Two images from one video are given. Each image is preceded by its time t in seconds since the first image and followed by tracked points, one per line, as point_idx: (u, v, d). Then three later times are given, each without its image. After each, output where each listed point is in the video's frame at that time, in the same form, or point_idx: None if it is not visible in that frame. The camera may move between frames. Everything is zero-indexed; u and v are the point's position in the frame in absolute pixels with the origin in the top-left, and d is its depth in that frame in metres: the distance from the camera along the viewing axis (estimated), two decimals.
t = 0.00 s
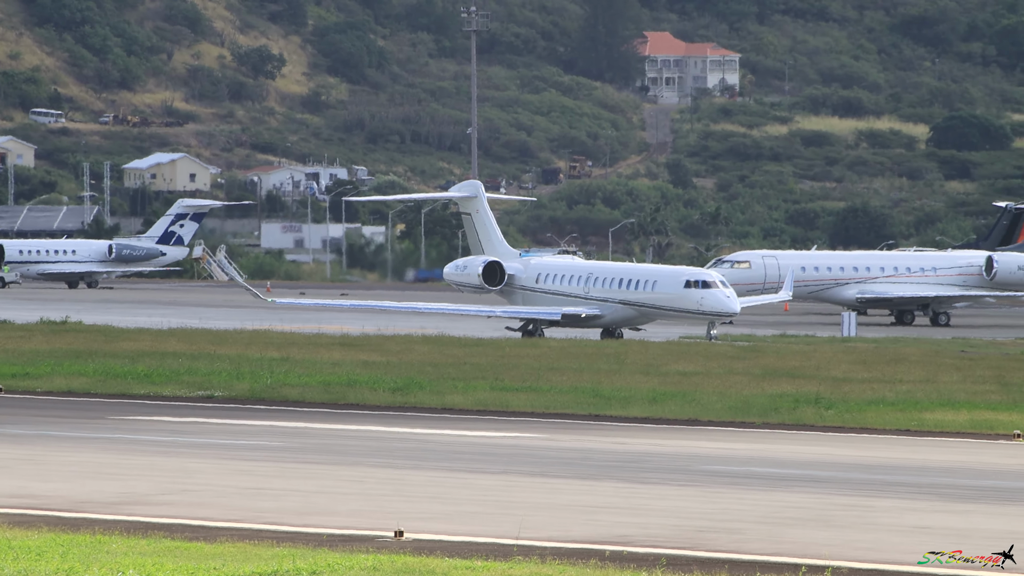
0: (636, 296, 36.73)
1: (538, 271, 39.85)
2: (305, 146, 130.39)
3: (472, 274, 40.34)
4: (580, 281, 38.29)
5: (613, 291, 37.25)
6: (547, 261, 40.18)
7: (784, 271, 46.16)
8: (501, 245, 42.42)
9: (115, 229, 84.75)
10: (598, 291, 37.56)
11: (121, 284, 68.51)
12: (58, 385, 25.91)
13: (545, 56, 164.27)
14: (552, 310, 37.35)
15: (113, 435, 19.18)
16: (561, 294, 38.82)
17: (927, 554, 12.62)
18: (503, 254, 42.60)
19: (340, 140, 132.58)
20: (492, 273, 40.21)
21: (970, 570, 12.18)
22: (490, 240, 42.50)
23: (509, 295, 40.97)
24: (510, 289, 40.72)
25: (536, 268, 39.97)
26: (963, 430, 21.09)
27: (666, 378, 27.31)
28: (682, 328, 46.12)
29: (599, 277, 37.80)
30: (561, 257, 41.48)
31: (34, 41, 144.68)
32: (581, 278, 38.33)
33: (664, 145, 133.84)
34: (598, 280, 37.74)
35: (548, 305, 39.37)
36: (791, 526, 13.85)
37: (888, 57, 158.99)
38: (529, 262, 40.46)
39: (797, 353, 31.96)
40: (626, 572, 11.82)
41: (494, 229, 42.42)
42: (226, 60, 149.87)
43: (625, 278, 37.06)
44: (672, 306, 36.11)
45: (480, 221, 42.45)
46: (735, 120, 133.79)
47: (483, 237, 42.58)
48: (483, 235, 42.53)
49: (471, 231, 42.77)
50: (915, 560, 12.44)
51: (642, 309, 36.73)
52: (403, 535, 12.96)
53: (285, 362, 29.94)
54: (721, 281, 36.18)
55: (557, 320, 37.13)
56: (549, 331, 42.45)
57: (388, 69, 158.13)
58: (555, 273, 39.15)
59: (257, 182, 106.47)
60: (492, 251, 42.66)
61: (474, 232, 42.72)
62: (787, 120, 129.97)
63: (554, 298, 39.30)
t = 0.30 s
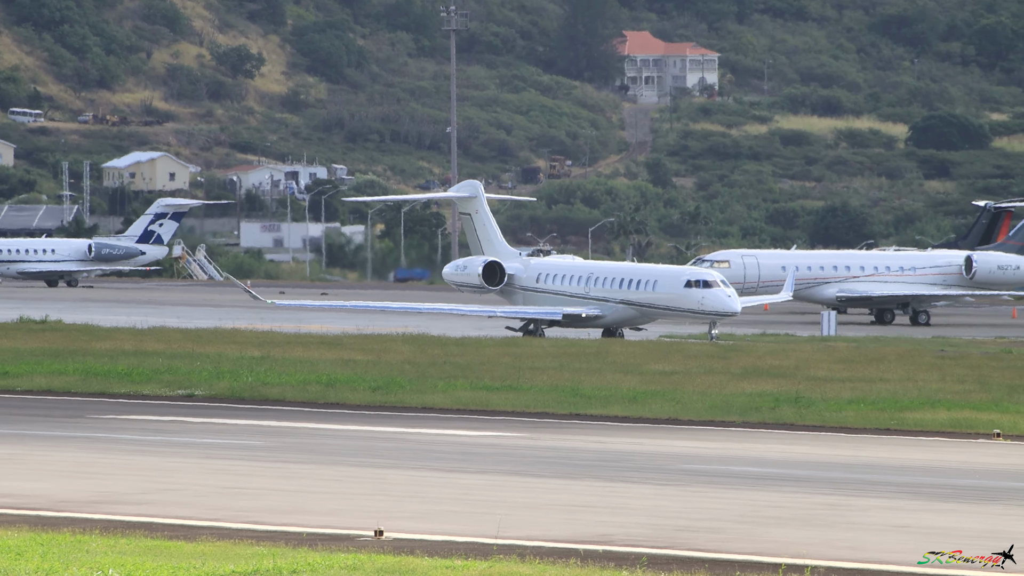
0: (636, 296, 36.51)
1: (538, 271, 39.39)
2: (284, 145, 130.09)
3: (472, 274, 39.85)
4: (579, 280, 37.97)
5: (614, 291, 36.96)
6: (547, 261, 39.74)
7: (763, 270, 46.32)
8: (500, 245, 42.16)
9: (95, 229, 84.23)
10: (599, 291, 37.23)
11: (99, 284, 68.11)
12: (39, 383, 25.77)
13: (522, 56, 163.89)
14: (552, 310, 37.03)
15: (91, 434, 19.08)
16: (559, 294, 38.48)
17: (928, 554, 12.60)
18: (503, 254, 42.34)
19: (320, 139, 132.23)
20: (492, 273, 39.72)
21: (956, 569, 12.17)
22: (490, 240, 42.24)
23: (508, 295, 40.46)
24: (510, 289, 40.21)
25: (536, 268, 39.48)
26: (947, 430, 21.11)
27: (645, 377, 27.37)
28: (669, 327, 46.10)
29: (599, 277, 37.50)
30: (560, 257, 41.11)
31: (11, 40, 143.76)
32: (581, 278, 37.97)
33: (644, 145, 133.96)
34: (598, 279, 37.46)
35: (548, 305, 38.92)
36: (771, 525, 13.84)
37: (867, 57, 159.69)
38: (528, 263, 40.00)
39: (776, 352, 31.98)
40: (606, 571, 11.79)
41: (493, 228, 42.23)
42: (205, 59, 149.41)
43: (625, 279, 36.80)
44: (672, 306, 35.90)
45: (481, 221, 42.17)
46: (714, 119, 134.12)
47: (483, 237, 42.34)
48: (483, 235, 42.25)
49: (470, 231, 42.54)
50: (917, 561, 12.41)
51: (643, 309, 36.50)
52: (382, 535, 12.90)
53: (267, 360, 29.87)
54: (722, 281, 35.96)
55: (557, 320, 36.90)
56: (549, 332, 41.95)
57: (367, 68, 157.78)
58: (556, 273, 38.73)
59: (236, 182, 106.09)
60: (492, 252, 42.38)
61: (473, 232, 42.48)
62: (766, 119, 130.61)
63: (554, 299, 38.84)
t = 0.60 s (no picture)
0: (634, 297, 36.19)
1: (536, 272, 39.09)
2: (262, 145, 129.76)
3: (469, 275, 39.59)
4: (577, 281, 37.66)
5: (613, 292, 36.62)
6: (545, 262, 39.40)
7: (741, 270, 46.64)
8: (499, 245, 41.56)
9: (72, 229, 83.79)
10: (597, 292, 36.89)
11: (77, 284, 67.73)
12: (16, 384, 25.56)
13: (500, 56, 163.86)
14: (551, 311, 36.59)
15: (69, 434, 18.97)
16: (557, 295, 38.13)
17: (927, 554, 12.59)
18: (501, 255, 41.71)
19: (297, 139, 131.84)
20: (490, 274, 39.62)
21: (942, 570, 12.16)
22: (488, 241, 41.70)
23: (506, 296, 40.22)
24: (507, 290, 39.94)
25: (535, 269, 39.20)
26: (925, 430, 21.17)
27: (624, 377, 27.35)
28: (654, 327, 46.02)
29: (597, 277, 37.19)
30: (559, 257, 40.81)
31: None
32: (579, 279, 37.65)
33: (621, 144, 134.06)
34: (597, 280, 37.15)
35: (548, 306, 38.54)
36: (747, 525, 13.87)
37: (844, 57, 160.30)
38: (526, 263, 39.74)
39: (753, 352, 32.02)
40: (583, 571, 11.76)
41: (492, 229, 41.64)
42: (183, 59, 148.92)
43: (624, 279, 36.49)
44: (671, 306, 35.62)
45: (479, 222, 41.65)
46: (691, 119, 134.39)
47: (481, 237, 41.79)
48: (481, 235, 41.71)
49: (469, 231, 42.02)
50: (915, 561, 12.40)
51: (641, 310, 36.16)
52: (360, 534, 12.86)
53: (246, 361, 29.70)
54: (721, 281, 35.64)
55: (556, 321, 36.45)
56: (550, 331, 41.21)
57: (344, 68, 157.40)
58: (553, 273, 38.39)
59: (213, 182, 105.62)
60: (490, 252, 41.86)
61: (471, 233, 41.93)
62: (744, 119, 131.03)
63: (553, 300, 38.46)
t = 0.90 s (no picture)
0: (634, 297, 36.11)
1: (536, 272, 38.89)
2: (242, 144, 129.41)
3: (468, 275, 39.29)
4: (578, 281, 37.50)
5: (613, 292, 36.55)
6: (545, 261, 39.20)
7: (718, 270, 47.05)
8: (499, 245, 41.26)
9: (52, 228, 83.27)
10: (597, 292, 36.80)
11: (56, 284, 67.29)
12: None
13: (480, 54, 163.80)
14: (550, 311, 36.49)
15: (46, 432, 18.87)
16: (558, 294, 37.97)
17: (929, 554, 12.59)
18: (501, 254, 41.44)
19: (276, 138, 131.54)
20: (489, 273, 39.25)
21: (926, 569, 12.16)
22: (488, 240, 41.34)
23: (506, 295, 39.91)
24: (507, 290, 39.66)
25: (534, 268, 38.97)
26: (903, 429, 21.21)
27: (602, 376, 27.30)
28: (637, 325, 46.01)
29: (597, 277, 37.10)
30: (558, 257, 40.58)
31: None
32: (580, 278, 37.49)
33: (600, 143, 134.17)
34: (597, 280, 37.04)
35: (548, 305, 38.34)
36: (726, 524, 13.87)
37: (823, 56, 160.79)
38: (525, 263, 39.51)
39: (733, 352, 31.97)
40: (560, 571, 11.72)
41: (492, 229, 41.31)
42: (162, 59, 148.34)
43: (624, 279, 36.41)
44: (671, 306, 35.51)
45: (480, 221, 41.29)
46: (670, 119, 134.64)
47: (481, 237, 41.43)
48: (481, 235, 41.38)
49: (469, 231, 41.63)
50: (919, 561, 12.38)
51: (641, 310, 36.08)
52: (338, 533, 12.81)
53: (223, 360, 29.54)
54: (722, 281, 35.53)
55: (556, 321, 36.39)
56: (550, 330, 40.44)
57: (323, 67, 157.04)
58: (554, 273, 38.23)
59: (192, 181, 105.23)
60: (490, 251, 41.51)
61: (471, 233, 41.58)
62: (723, 118, 131.41)
63: (553, 300, 38.30)
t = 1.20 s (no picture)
0: (630, 297, 36.05)
1: (530, 272, 38.70)
2: (214, 144, 128.89)
3: (462, 276, 38.96)
4: (572, 281, 37.40)
5: (607, 293, 36.45)
6: (538, 262, 39.05)
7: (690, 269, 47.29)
8: (492, 246, 41.14)
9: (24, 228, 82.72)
10: (592, 292, 36.70)
11: (27, 284, 66.76)
12: None
13: (454, 53, 163.65)
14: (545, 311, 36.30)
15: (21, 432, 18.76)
16: (551, 295, 37.88)
17: (928, 554, 12.59)
18: (495, 255, 41.31)
19: (249, 138, 131.11)
20: (482, 274, 38.89)
21: (906, 569, 12.17)
22: (481, 240, 41.22)
23: (499, 296, 39.72)
24: (502, 290, 39.42)
25: (528, 269, 38.79)
26: (875, 430, 21.26)
27: (576, 376, 27.25)
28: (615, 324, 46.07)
29: (592, 278, 37.01)
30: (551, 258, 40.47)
31: None
32: (574, 279, 37.40)
33: (573, 143, 134.24)
34: (592, 280, 36.96)
35: (542, 306, 38.22)
36: (700, 524, 13.86)
37: (796, 56, 161.61)
38: (519, 264, 39.31)
39: (706, 352, 31.97)
40: (535, 571, 11.66)
41: (486, 230, 41.20)
42: (134, 58, 147.61)
43: (619, 280, 36.33)
44: (666, 307, 35.50)
45: (473, 221, 41.18)
46: (642, 119, 135.03)
47: (475, 237, 41.29)
48: (474, 236, 41.25)
49: (462, 232, 41.50)
50: (917, 561, 12.40)
51: (636, 311, 36.02)
52: (312, 533, 12.72)
53: (195, 360, 29.37)
54: (716, 282, 35.60)
55: (550, 322, 36.22)
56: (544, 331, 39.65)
57: (296, 67, 156.59)
58: (548, 274, 38.12)
59: (165, 182, 104.71)
60: (484, 252, 41.37)
61: (465, 233, 41.41)
62: (695, 118, 131.81)
63: (547, 301, 38.18)
